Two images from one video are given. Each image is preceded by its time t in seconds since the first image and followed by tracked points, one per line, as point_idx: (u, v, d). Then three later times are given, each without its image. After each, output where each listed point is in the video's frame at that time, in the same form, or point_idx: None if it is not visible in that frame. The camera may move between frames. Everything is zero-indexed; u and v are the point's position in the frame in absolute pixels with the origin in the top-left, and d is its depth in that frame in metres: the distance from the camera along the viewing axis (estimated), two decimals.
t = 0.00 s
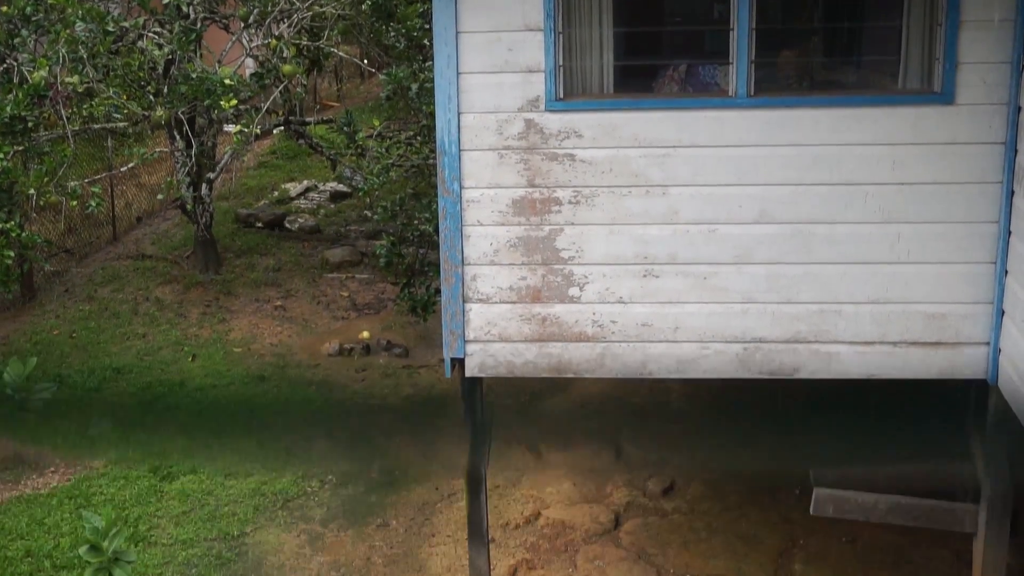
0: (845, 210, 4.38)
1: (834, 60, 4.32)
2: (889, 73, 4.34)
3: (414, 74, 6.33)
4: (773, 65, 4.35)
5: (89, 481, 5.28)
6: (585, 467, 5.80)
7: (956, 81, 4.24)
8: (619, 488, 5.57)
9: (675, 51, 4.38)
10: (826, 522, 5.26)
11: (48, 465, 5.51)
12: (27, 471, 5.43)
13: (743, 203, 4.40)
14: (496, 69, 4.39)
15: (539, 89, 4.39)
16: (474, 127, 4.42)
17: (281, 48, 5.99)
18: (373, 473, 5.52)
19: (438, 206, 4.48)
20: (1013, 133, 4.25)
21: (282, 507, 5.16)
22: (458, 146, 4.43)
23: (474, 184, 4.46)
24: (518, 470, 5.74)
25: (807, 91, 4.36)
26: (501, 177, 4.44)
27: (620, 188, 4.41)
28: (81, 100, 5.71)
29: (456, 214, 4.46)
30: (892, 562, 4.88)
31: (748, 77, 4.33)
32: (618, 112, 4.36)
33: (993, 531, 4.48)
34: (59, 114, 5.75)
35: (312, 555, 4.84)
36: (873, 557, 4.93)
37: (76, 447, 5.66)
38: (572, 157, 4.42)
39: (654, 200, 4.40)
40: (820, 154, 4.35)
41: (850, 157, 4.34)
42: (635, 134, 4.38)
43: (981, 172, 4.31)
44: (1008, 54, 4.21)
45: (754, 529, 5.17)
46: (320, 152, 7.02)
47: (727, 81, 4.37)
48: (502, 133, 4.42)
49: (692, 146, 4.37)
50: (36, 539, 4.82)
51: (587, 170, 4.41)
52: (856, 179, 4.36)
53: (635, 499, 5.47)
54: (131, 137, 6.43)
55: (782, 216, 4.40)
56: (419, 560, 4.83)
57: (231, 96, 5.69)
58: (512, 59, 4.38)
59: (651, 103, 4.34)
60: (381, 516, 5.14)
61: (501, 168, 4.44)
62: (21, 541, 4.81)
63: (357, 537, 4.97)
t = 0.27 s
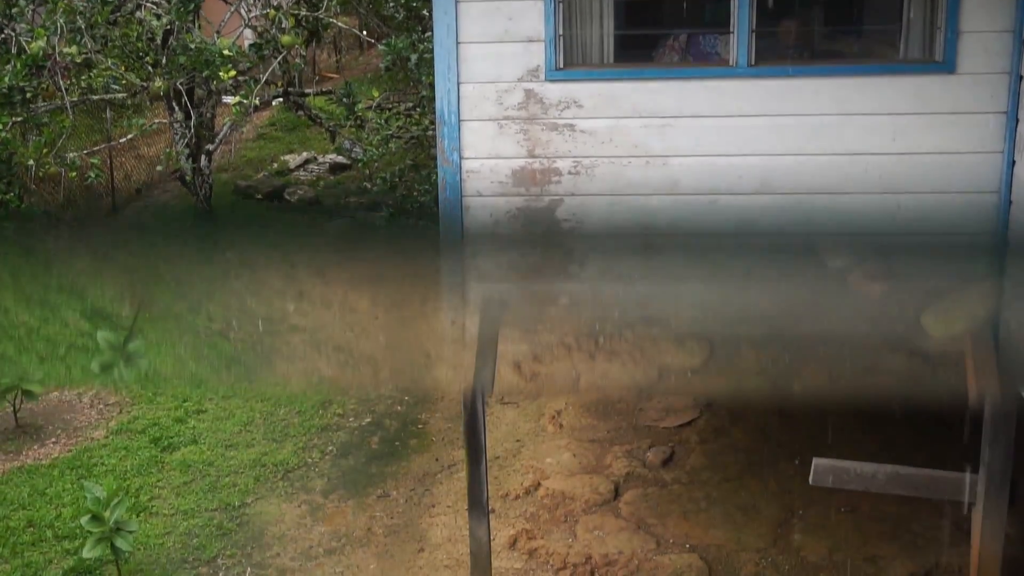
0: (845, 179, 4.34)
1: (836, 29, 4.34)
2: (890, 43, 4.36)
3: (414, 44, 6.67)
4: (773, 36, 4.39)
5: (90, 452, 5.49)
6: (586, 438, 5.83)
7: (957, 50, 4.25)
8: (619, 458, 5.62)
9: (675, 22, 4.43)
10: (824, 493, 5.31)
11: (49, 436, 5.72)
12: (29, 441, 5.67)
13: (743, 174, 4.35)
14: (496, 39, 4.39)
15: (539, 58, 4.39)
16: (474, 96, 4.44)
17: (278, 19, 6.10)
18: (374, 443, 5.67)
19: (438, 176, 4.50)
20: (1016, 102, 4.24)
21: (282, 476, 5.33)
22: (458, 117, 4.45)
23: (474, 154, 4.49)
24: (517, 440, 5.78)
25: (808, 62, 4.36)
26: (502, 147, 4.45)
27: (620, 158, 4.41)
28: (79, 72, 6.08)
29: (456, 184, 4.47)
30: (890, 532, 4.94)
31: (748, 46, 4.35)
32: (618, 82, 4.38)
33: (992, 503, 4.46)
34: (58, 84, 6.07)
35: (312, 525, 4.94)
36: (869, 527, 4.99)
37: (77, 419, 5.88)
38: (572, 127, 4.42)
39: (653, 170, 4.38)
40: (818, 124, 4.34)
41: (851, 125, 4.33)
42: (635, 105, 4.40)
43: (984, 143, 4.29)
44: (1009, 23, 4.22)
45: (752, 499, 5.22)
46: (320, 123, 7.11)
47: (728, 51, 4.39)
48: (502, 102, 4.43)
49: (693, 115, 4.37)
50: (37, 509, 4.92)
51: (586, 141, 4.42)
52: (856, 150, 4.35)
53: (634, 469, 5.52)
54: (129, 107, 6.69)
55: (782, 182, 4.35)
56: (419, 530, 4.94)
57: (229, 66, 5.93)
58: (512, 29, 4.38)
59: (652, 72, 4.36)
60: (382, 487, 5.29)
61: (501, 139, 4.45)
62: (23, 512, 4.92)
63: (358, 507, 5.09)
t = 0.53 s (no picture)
0: (848, 156, 4.26)
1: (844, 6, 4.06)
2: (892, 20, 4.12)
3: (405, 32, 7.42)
4: (776, 10, 4.13)
5: (91, 430, 5.49)
6: (585, 415, 5.90)
7: (962, 27, 4.06)
8: (619, 436, 5.64)
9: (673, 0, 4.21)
10: (823, 471, 5.32)
11: (50, 414, 5.73)
12: (30, 420, 5.67)
13: (745, 151, 4.30)
14: (493, 19, 4.28)
15: (537, 38, 4.27)
16: (474, 77, 4.33)
17: None
18: (374, 419, 5.82)
19: (438, 152, 4.44)
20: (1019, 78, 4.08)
21: (283, 454, 5.35)
22: (457, 97, 4.36)
23: (473, 130, 4.40)
24: (517, 417, 5.87)
25: (812, 39, 4.14)
26: (502, 125, 4.38)
27: (621, 134, 4.34)
28: None
29: (456, 159, 4.43)
30: (888, 509, 4.95)
31: (750, 24, 4.16)
32: (616, 62, 4.25)
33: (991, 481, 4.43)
34: None
35: (313, 503, 4.97)
36: (868, 505, 5.00)
37: (77, 398, 5.91)
38: (571, 108, 4.32)
39: (654, 145, 4.33)
40: (824, 104, 4.20)
41: (853, 106, 4.19)
42: (636, 85, 4.27)
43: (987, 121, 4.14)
44: None
45: (751, 477, 5.24)
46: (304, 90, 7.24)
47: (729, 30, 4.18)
48: (501, 82, 4.34)
49: (694, 95, 4.26)
50: (39, 488, 4.94)
51: (585, 120, 4.33)
52: (863, 130, 4.21)
53: (633, 447, 5.53)
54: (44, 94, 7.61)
55: (782, 160, 4.29)
56: (419, 507, 4.98)
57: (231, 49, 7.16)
58: (509, 10, 4.26)
59: (649, 52, 4.22)
60: (382, 465, 5.34)
61: (501, 119, 4.38)
62: (24, 490, 4.92)
63: (359, 486, 5.13)
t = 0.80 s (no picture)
0: (851, 129, 4.19)
1: None
2: None
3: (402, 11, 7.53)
4: None
5: (90, 407, 5.50)
6: (583, 391, 5.91)
7: None
8: (617, 412, 5.64)
9: None
10: (821, 446, 5.33)
11: (49, 390, 5.74)
12: (28, 396, 5.67)
13: (747, 123, 4.22)
14: None
15: (535, 5, 4.18)
16: (473, 45, 4.24)
17: None
18: (373, 396, 5.83)
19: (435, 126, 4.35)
20: (1018, 48, 4.06)
21: (281, 431, 5.36)
22: (456, 67, 4.26)
23: (471, 104, 4.30)
24: (515, 393, 5.91)
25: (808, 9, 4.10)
26: (500, 98, 4.27)
27: (620, 108, 4.22)
28: None
29: (455, 134, 4.34)
30: (886, 485, 4.96)
31: None
32: (616, 32, 4.16)
33: (989, 457, 4.43)
34: None
35: (312, 479, 4.99)
36: (866, 480, 5.01)
37: (76, 374, 5.92)
38: (571, 78, 4.21)
39: (654, 119, 4.23)
40: (826, 73, 4.14)
41: (855, 76, 4.12)
42: (636, 54, 4.18)
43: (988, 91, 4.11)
44: None
45: (749, 452, 5.25)
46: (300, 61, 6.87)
47: None
48: (500, 50, 4.24)
49: (695, 65, 4.17)
50: (38, 465, 4.94)
51: (585, 92, 4.21)
52: (864, 100, 4.15)
53: (632, 422, 5.53)
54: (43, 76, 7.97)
55: (784, 134, 4.21)
56: (417, 483, 4.99)
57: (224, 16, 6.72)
58: None
59: (649, 21, 4.14)
60: (380, 441, 5.36)
61: (500, 90, 4.27)
62: (23, 467, 4.93)
63: (357, 462, 5.15)
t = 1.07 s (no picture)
0: (850, 104, 4.15)
1: None
2: None
3: None
4: None
5: (89, 382, 5.51)
6: (582, 366, 5.92)
7: None
8: (615, 386, 5.66)
9: None
10: (819, 420, 5.35)
11: (47, 365, 5.74)
12: (27, 371, 5.67)
13: (747, 100, 4.16)
14: None
15: None
16: (470, 21, 4.15)
17: None
18: (372, 370, 5.84)
19: (433, 101, 4.32)
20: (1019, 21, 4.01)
21: (280, 405, 5.37)
22: (454, 42, 4.19)
23: (469, 79, 4.26)
24: (514, 368, 5.92)
25: None
26: (497, 74, 4.22)
27: (619, 85, 4.12)
28: None
29: (452, 109, 4.33)
30: (883, 459, 4.97)
31: None
32: (615, 8, 4.05)
33: (986, 430, 4.43)
34: None
35: (311, 454, 5.00)
36: (863, 454, 5.03)
37: (74, 349, 5.92)
38: (569, 55, 4.08)
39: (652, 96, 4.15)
40: (829, 49, 4.05)
41: (859, 52, 4.03)
42: (636, 31, 4.05)
43: (987, 63, 4.06)
44: None
45: (747, 426, 5.26)
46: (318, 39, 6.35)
47: None
48: (497, 27, 4.12)
49: (697, 42, 4.03)
50: (37, 440, 4.95)
51: (584, 69, 4.08)
52: (867, 77, 4.08)
53: (630, 397, 5.54)
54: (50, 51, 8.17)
55: (784, 110, 4.17)
56: (416, 458, 5.01)
57: None
58: None
59: None
60: (379, 416, 5.36)
61: (498, 65, 4.19)
62: (22, 441, 4.94)
63: (356, 436, 5.16)
